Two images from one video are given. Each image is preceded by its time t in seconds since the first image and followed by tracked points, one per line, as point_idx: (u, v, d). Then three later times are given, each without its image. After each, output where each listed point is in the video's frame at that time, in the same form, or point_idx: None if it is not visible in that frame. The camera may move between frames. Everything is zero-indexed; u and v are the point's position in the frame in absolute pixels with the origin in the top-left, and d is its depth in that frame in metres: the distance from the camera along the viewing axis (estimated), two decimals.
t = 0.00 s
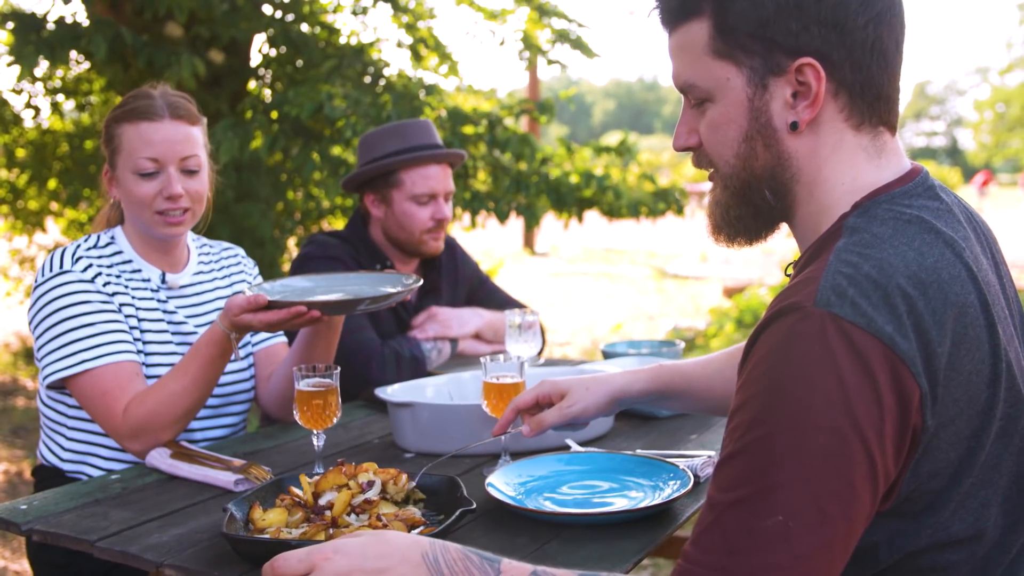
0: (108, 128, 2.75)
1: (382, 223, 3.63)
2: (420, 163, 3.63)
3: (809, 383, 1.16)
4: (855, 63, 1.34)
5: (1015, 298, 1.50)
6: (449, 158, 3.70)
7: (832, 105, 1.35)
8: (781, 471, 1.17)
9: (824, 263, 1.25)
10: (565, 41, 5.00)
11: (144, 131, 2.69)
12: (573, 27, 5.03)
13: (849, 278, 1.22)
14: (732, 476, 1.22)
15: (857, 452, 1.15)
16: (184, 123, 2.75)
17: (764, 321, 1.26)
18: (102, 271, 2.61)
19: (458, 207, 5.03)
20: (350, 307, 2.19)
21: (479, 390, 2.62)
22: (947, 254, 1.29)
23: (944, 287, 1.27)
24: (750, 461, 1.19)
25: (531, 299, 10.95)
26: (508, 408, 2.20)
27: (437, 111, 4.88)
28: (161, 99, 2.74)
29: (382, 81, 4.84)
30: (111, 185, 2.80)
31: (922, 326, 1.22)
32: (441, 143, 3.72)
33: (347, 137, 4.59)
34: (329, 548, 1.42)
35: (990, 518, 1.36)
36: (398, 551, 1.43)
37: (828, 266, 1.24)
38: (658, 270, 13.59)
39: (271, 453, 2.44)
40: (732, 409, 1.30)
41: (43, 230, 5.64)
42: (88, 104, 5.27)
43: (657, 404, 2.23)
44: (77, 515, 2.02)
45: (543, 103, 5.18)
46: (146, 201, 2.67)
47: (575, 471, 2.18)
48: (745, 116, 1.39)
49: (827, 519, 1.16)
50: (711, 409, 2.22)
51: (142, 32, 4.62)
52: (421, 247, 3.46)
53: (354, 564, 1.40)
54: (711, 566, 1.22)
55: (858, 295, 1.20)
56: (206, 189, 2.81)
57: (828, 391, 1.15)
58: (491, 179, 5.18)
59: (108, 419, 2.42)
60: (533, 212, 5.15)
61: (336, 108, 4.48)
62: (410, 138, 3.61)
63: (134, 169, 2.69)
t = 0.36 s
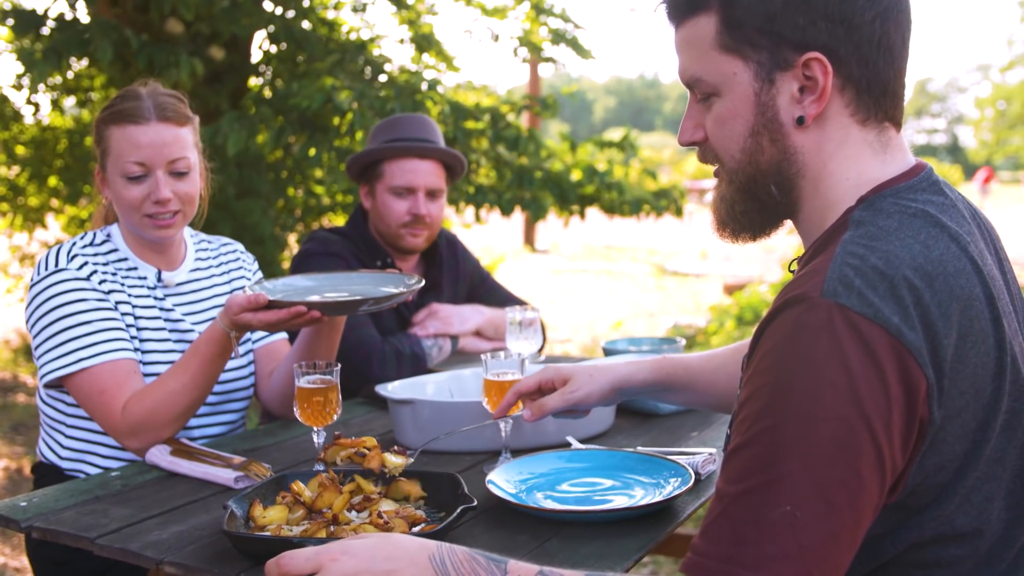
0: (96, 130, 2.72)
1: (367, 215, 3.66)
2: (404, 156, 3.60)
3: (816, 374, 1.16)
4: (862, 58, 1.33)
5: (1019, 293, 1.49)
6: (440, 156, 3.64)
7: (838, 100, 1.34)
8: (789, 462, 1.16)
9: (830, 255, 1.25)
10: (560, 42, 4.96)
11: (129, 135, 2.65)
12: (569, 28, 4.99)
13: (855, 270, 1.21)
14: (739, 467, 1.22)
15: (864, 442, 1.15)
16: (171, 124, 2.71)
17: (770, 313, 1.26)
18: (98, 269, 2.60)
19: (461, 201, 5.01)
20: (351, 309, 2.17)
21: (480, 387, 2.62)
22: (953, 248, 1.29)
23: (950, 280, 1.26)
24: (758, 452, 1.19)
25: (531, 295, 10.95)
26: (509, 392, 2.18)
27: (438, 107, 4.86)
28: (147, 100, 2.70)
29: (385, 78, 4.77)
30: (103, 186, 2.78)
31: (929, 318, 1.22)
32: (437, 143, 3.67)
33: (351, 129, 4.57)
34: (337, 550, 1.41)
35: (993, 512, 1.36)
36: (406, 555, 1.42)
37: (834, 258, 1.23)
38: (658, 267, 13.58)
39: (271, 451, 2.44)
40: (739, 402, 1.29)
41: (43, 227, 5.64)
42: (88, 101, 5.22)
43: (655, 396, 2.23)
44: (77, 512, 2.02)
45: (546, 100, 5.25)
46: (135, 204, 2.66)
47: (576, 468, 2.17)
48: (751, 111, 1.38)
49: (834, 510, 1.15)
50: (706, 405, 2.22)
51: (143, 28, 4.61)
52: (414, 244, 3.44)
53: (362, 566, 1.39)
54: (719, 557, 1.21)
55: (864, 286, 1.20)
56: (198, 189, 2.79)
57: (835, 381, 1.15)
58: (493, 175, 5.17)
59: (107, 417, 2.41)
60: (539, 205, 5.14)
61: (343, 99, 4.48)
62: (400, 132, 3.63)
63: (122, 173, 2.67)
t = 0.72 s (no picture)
0: (99, 126, 2.73)
1: (361, 211, 3.69)
2: (396, 155, 3.61)
3: (814, 368, 1.16)
4: (859, 56, 1.33)
5: (1016, 291, 1.49)
6: (432, 155, 3.63)
7: (836, 98, 1.34)
8: (786, 455, 1.16)
9: (827, 251, 1.25)
10: (562, 40, 4.96)
11: (136, 128, 2.68)
12: (567, 25, 4.98)
13: (853, 265, 1.21)
14: (737, 461, 1.22)
15: (862, 436, 1.15)
16: (176, 119, 2.74)
17: (768, 309, 1.26)
18: (95, 269, 2.60)
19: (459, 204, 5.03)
20: (349, 313, 2.16)
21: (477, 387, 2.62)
22: (950, 244, 1.29)
23: (947, 275, 1.26)
24: (755, 446, 1.19)
25: (529, 295, 10.96)
26: (507, 388, 2.18)
27: (436, 107, 4.85)
28: (152, 95, 2.73)
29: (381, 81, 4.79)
30: (103, 183, 2.78)
31: (926, 314, 1.22)
32: (433, 142, 3.66)
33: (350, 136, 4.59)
34: (346, 539, 1.41)
35: (990, 508, 1.36)
36: (413, 547, 1.41)
37: (832, 253, 1.24)
38: (656, 267, 13.58)
39: (268, 450, 2.44)
40: (739, 398, 1.30)
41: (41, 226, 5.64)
42: (85, 100, 5.19)
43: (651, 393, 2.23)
44: (74, 512, 2.02)
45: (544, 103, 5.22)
46: (140, 198, 2.66)
47: (574, 468, 2.17)
48: (749, 109, 1.38)
49: (831, 503, 1.15)
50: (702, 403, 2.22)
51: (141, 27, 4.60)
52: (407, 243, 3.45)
53: (369, 557, 1.39)
54: (716, 551, 1.21)
55: (862, 281, 1.20)
56: (201, 185, 2.81)
57: (833, 375, 1.15)
58: (490, 178, 5.17)
59: (103, 417, 2.41)
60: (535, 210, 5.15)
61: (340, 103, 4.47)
62: (395, 129, 3.65)
63: (127, 167, 2.68)
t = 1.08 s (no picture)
0: (105, 125, 2.75)
1: (359, 212, 3.69)
2: (393, 156, 3.62)
3: (810, 364, 1.16)
4: (854, 55, 1.34)
5: (1011, 290, 1.50)
6: (430, 157, 3.64)
7: (831, 97, 1.35)
8: (782, 451, 1.16)
9: (822, 249, 1.25)
10: (566, 37, 4.97)
11: (145, 125, 2.70)
12: (569, 22, 5.00)
13: (848, 262, 1.22)
14: (734, 457, 1.22)
15: (857, 431, 1.15)
16: (182, 117, 2.77)
17: (764, 307, 1.26)
18: (95, 271, 2.60)
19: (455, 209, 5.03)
20: (347, 320, 2.15)
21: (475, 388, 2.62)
22: (943, 243, 1.30)
23: (941, 273, 1.27)
24: (752, 441, 1.19)
25: (527, 297, 10.95)
26: (507, 389, 2.21)
27: (432, 110, 4.85)
28: (159, 95, 2.77)
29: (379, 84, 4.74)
30: (108, 183, 2.79)
31: (921, 311, 1.22)
32: (433, 144, 3.67)
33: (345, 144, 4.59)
34: (344, 530, 1.42)
35: (985, 503, 1.36)
36: (411, 540, 1.42)
37: (827, 251, 1.24)
38: (654, 268, 13.58)
39: (267, 452, 2.44)
40: (735, 395, 1.30)
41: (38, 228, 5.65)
42: (83, 102, 5.23)
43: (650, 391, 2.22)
44: (72, 514, 2.02)
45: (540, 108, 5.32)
46: (149, 194, 2.67)
47: (571, 469, 2.18)
48: (746, 110, 1.38)
49: (827, 498, 1.16)
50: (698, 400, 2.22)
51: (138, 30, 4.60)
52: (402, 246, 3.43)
53: (365, 548, 1.39)
54: (713, 547, 1.21)
55: (857, 278, 1.20)
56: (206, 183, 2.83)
57: (828, 371, 1.16)
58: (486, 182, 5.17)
59: (101, 419, 2.41)
60: (530, 215, 5.15)
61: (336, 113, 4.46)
62: (394, 130, 3.66)
63: (135, 163, 2.69)
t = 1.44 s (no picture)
0: (110, 123, 2.75)
1: (359, 212, 3.69)
2: (394, 156, 3.62)
3: (810, 364, 1.16)
4: (849, 55, 1.34)
5: (1008, 289, 1.50)
6: (431, 158, 3.64)
7: (827, 97, 1.35)
8: (785, 451, 1.16)
9: (820, 249, 1.25)
10: (564, 40, 4.98)
11: (154, 124, 2.71)
12: (569, 23, 5.01)
13: (846, 262, 1.22)
14: (737, 459, 1.22)
15: (859, 430, 1.15)
16: (189, 118, 2.78)
17: (763, 308, 1.26)
18: (96, 271, 2.60)
19: (455, 209, 5.01)
20: (347, 318, 2.15)
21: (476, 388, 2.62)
22: (941, 242, 1.30)
23: (938, 272, 1.27)
24: (754, 443, 1.19)
25: (528, 296, 10.95)
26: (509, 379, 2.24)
27: (433, 111, 4.85)
28: (166, 95, 2.77)
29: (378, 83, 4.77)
30: (111, 182, 2.79)
31: (919, 309, 1.23)
32: (434, 145, 3.67)
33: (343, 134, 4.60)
34: (353, 538, 1.41)
35: (985, 501, 1.36)
36: (420, 549, 1.42)
37: (825, 252, 1.24)
38: (656, 268, 13.58)
39: (268, 452, 2.44)
40: (736, 397, 1.30)
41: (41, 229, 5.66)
42: (85, 103, 5.25)
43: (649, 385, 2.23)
44: (73, 514, 2.02)
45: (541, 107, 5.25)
46: (156, 193, 2.68)
47: (572, 469, 2.18)
48: (743, 110, 1.38)
49: (831, 498, 1.15)
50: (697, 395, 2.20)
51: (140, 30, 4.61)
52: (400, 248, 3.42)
53: (375, 557, 1.39)
54: (719, 549, 1.21)
55: (855, 278, 1.20)
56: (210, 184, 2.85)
57: (828, 370, 1.16)
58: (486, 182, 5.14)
59: (102, 420, 2.42)
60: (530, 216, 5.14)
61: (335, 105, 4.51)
62: (395, 131, 3.65)
63: (141, 163, 2.70)
